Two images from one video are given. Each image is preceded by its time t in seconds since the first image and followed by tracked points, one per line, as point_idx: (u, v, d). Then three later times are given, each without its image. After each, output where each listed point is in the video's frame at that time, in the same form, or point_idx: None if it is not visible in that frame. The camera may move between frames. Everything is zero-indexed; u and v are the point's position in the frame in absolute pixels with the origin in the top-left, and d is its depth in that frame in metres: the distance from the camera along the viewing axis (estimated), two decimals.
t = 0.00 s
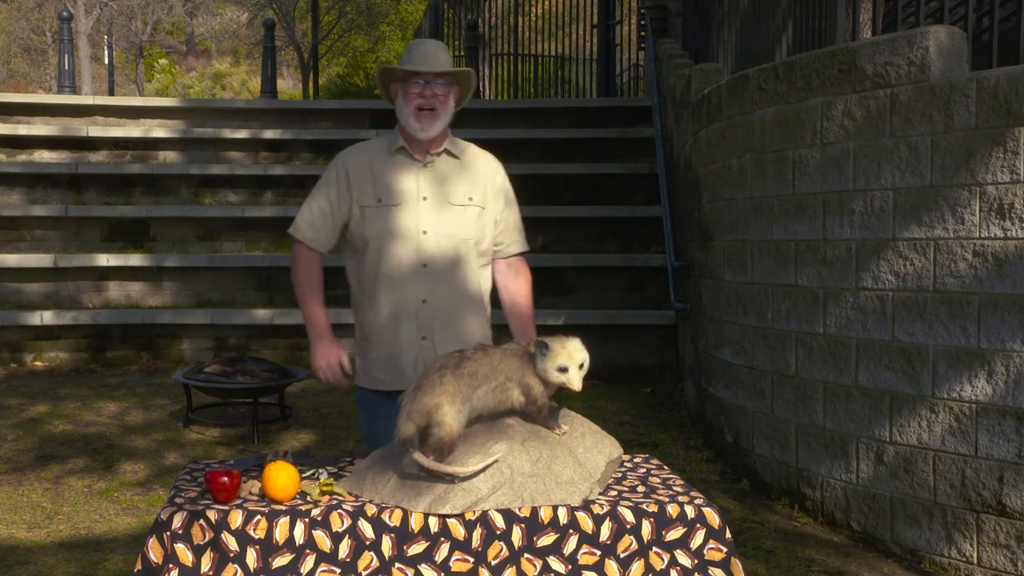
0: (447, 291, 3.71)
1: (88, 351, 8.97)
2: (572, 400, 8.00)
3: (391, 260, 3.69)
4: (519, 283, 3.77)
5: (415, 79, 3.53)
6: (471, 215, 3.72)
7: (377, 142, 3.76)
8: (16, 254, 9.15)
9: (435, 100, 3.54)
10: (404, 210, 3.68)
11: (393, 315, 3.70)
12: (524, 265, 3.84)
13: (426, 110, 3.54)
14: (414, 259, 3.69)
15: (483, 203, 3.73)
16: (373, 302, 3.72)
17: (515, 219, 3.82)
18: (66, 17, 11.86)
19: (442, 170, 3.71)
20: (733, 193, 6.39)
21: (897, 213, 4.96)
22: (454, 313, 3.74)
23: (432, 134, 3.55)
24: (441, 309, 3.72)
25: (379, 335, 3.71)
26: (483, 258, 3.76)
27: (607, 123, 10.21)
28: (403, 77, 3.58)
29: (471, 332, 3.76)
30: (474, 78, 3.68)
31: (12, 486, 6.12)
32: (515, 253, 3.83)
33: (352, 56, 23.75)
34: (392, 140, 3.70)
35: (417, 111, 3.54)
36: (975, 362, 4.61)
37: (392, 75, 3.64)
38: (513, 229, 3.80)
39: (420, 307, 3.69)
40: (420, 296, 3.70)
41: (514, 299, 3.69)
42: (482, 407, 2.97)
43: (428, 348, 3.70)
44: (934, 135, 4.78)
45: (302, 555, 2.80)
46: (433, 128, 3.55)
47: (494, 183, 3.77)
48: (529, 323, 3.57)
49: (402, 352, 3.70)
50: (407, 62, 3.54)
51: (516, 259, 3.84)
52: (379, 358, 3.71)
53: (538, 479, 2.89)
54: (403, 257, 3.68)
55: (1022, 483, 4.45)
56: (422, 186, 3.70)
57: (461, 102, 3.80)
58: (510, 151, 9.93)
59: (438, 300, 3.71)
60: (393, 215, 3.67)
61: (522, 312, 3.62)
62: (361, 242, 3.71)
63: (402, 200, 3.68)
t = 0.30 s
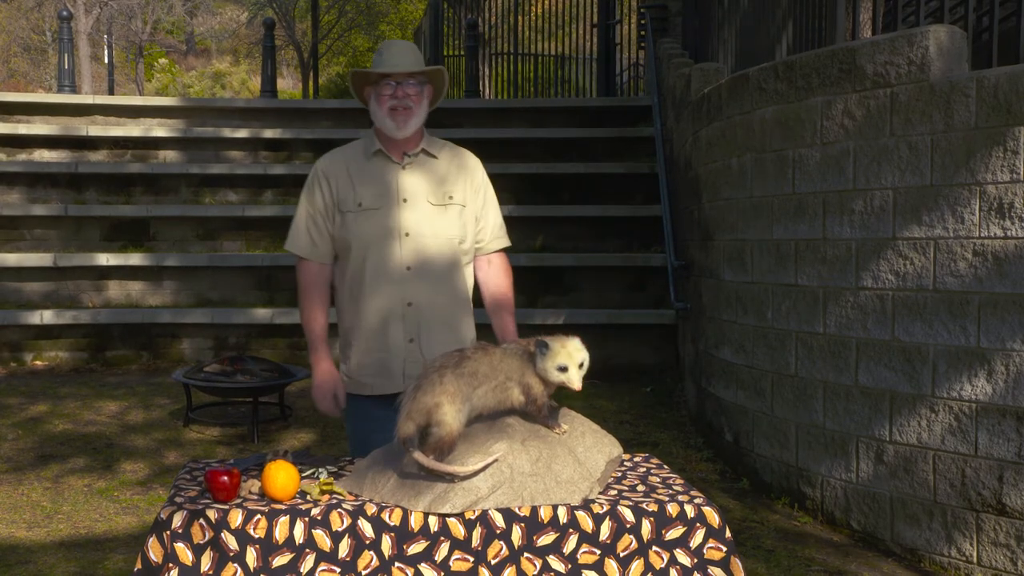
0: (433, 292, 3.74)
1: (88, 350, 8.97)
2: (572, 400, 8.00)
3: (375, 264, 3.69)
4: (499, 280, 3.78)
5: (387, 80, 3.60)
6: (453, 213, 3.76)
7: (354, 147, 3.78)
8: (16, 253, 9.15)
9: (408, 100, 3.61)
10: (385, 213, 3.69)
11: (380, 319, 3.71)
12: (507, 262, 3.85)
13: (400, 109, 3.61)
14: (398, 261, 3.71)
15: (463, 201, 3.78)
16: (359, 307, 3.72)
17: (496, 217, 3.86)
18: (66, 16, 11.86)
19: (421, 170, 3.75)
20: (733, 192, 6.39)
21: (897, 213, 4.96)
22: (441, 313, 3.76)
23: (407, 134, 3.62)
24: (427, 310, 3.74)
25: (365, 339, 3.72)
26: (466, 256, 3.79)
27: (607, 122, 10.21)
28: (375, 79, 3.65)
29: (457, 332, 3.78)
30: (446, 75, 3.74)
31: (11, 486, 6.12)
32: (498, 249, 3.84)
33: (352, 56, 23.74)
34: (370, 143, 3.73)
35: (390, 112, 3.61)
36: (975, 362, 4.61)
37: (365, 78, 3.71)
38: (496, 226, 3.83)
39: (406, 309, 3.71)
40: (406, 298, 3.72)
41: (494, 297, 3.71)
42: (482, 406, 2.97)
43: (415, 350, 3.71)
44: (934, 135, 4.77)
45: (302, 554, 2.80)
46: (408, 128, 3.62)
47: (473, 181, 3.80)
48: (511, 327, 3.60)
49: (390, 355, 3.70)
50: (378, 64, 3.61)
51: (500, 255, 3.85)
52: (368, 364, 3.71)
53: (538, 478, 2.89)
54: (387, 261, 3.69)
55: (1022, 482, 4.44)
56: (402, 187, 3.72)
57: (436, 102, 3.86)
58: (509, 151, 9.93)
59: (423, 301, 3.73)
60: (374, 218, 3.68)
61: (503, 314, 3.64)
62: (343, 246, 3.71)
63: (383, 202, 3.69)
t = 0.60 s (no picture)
0: (428, 291, 3.73)
1: (88, 350, 8.97)
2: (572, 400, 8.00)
3: (370, 264, 3.70)
4: (495, 279, 3.77)
5: (380, 80, 3.60)
6: (449, 213, 3.75)
7: (349, 148, 3.80)
8: (16, 253, 9.15)
9: (401, 101, 3.61)
10: (380, 213, 3.70)
11: (375, 319, 3.72)
12: (504, 260, 3.83)
13: (393, 110, 3.61)
14: (392, 261, 3.71)
15: (459, 201, 3.77)
16: (355, 308, 3.73)
17: (494, 216, 3.84)
18: (66, 16, 11.85)
19: (415, 170, 3.74)
20: (733, 192, 6.39)
21: (897, 213, 4.95)
22: (437, 313, 3.75)
23: (401, 135, 3.61)
24: (422, 309, 3.73)
25: (360, 339, 3.73)
26: (460, 255, 3.77)
27: (607, 122, 10.21)
28: (368, 80, 3.65)
29: (452, 332, 3.77)
30: (440, 75, 3.74)
31: (12, 486, 6.12)
32: (496, 248, 3.82)
33: (352, 56, 23.74)
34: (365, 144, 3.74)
35: (383, 113, 3.61)
36: (975, 362, 4.61)
37: (359, 79, 3.72)
38: (493, 225, 3.81)
39: (401, 308, 3.71)
40: (401, 298, 3.71)
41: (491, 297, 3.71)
42: (482, 406, 2.97)
43: (409, 350, 3.71)
44: (934, 135, 4.77)
45: (302, 555, 2.80)
46: (401, 128, 3.61)
47: (470, 181, 3.80)
48: (505, 330, 3.60)
49: (385, 355, 3.70)
50: (372, 64, 3.62)
51: (497, 253, 3.83)
52: (364, 364, 3.72)
53: (538, 479, 2.89)
54: (381, 261, 3.70)
55: (1022, 482, 4.45)
56: (397, 187, 3.73)
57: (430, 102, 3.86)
58: (509, 151, 9.93)
59: (417, 301, 3.72)
60: (368, 218, 3.69)
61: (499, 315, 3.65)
62: (337, 247, 3.72)
63: (378, 202, 3.70)
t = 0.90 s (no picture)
0: (429, 289, 3.73)
1: (88, 350, 8.97)
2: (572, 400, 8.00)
3: (372, 262, 3.70)
4: (498, 279, 3.77)
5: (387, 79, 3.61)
6: (451, 212, 3.75)
7: (354, 147, 3.81)
8: (16, 253, 9.15)
9: (407, 99, 3.61)
10: (382, 211, 3.70)
11: (376, 317, 3.72)
12: (508, 261, 3.83)
13: (399, 107, 3.61)
14: (394, 259, 3.71)
15: (462, 200, 3.77)
16: (356, 305, 3.74)
17: (497, 216, 3.84)
18: (66, 16, 11.86)
19: (419, 170, 3.75)
20: (733, 193, 6.39)
21: (898, 214, 4.96)
22: (438, 312, 3.75)
23: (406, 132, 3.62)
24: (423, 308, 3.73)
25: (361, 337, 3.73)
26: (462, 254, 3.77)
27: (607, 122, 10.21)
28: (376, 78, 3.67)
29: (454, 331, 3.76)
30: (447, 75, 3.75)
31: (12, 486, 6.12)
32: (499, 248, 3.82)
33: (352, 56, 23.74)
34: (370, 143, 3.76)
35: (389, 110, 3.62)
36: (975, 362, 4.61)
37: (367, 78, 3.74)
38: (496, 225, 3.81)
39: (401, 306, 3.71)
40: (402, 296, 3.71)
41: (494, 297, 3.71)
42: (482, 407, 2.97)
43: (409, 348, 3.70)
44: (934, 135, 4.77)
45: (302, 555, 2.80)
46: (407, 125, 3.62)
47: (473, 181, 3.80)
48: (508, 329, 3.60)
49: (385, 353, 3.70)
50: (378, 63, 3.63)
51: (502, 254, 3.83)
52: (364, 362, 3.72)
53: (538, 479, 2.89)
54: (383, 259, 3.70)
55: (1022, 483, 4.45)
56: (401, 186, 3.73)
57: (437, 103, 3.87)
58: (510, 151, 9.94)
59: (418, 298, 3.72)
60: (370, 216, 3.69)
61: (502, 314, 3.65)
62: (340, 245, 3.73)
63: (380, 201, 3.70)
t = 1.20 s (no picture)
0: (428, 290, 3.73)
1: (89, 350, 8.98)
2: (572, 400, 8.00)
3: (372, 262, 3.71)
4: (499, 279, 3.79)
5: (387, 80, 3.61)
6: (451, 212, 3.75)
7: (355, 148, 3.81)
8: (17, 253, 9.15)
9: (407, 100, 3.61)
10: (382, 212, 3.70)
11: (375, 318, 3.72)
12: (508, 262, 3.84)
13: (399, 107, 3.61)
14: (393, 259, 3.71)
15: (462, 201, 3.77)
16: (356, 306, 3.74)
17: (497, 217, 3.83)
18: (67, 16, 11.85)
19: (419, 170, 3.75)
20: (733, 193, 6.39)
21: (897, 214, 4.95)
22: (437, 312, 3.74)
23: (406, 132, 3.62)
24: (423, 308, 3.73)
25: (361, 337, 3.73)
26: (461, 255, 3.76)
27: (607, 122, 10.21)
28: (375, 79, 3.66)
29: (454, 332, 3.76)
30: (447, 75, 3.75)
31: (12, 486, 6.12)
32: (499, 249, 3.81)
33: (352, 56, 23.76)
34: (371, 144, 3.76)
35: (390, 111, 3.62)
36: (975, 362, 4.61)
37: (366, 79, 3.73)
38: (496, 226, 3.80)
39: (401, 307, 3.71)
40: (401, 296, 3.71)
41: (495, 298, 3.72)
42: (482, 406, 2.96)
43: (409, 348, 3.70)
44: (934, 135, 4.77)
45: (303, 555, 2.80)
46: (407, 126, 3.62)
47: (474, 181, 3.79)
48: (509, 329, 3.61)
49: (384, 353, 3.70)
50: (378, 64, 3.62)
51: (503, 255, 3.84)
52: (364, 362, 3.72)
53: (538, 479, 2.89)
54: (383, 259, 3.70)
55: (1022, 482, 4.45)
56: (401, 187, 3.73)
57: (437, 103, 3.87)
58: (510, 151, 9.94)
59: (418, 299, 3.72)
60: (370, 216, 3.70)
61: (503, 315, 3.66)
62: (341, 246, 3.73)
63: (380, 201, 3.70)
